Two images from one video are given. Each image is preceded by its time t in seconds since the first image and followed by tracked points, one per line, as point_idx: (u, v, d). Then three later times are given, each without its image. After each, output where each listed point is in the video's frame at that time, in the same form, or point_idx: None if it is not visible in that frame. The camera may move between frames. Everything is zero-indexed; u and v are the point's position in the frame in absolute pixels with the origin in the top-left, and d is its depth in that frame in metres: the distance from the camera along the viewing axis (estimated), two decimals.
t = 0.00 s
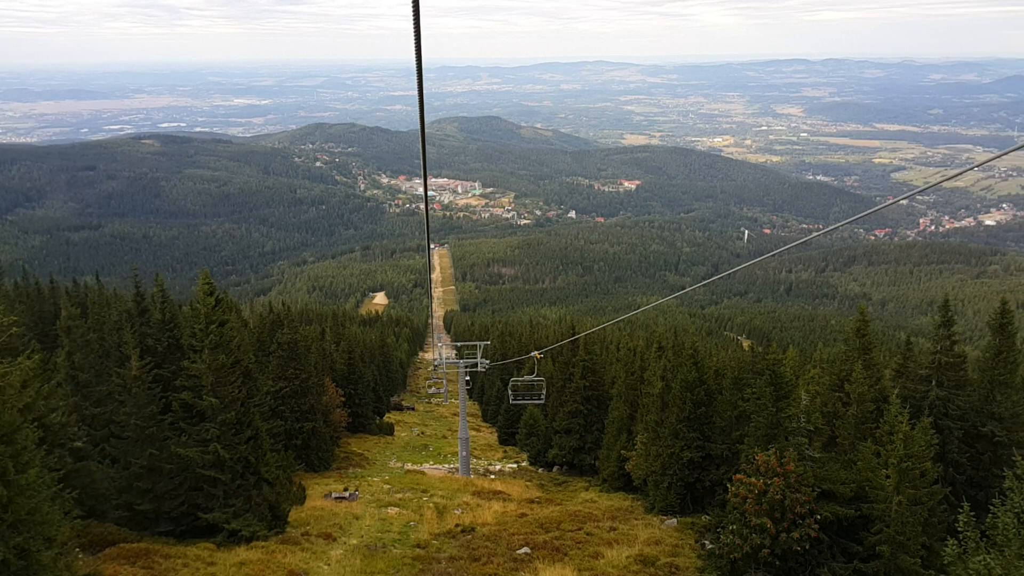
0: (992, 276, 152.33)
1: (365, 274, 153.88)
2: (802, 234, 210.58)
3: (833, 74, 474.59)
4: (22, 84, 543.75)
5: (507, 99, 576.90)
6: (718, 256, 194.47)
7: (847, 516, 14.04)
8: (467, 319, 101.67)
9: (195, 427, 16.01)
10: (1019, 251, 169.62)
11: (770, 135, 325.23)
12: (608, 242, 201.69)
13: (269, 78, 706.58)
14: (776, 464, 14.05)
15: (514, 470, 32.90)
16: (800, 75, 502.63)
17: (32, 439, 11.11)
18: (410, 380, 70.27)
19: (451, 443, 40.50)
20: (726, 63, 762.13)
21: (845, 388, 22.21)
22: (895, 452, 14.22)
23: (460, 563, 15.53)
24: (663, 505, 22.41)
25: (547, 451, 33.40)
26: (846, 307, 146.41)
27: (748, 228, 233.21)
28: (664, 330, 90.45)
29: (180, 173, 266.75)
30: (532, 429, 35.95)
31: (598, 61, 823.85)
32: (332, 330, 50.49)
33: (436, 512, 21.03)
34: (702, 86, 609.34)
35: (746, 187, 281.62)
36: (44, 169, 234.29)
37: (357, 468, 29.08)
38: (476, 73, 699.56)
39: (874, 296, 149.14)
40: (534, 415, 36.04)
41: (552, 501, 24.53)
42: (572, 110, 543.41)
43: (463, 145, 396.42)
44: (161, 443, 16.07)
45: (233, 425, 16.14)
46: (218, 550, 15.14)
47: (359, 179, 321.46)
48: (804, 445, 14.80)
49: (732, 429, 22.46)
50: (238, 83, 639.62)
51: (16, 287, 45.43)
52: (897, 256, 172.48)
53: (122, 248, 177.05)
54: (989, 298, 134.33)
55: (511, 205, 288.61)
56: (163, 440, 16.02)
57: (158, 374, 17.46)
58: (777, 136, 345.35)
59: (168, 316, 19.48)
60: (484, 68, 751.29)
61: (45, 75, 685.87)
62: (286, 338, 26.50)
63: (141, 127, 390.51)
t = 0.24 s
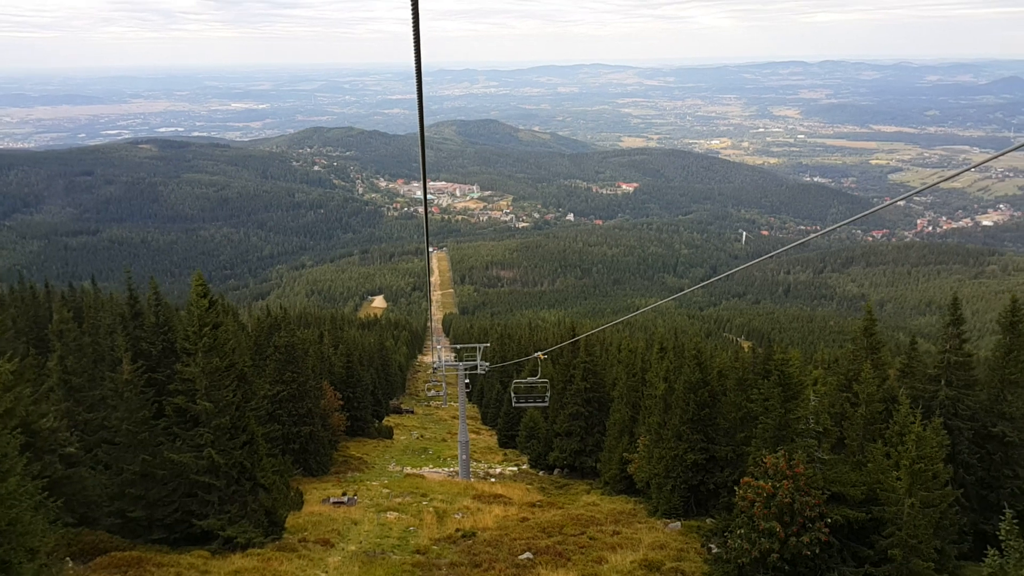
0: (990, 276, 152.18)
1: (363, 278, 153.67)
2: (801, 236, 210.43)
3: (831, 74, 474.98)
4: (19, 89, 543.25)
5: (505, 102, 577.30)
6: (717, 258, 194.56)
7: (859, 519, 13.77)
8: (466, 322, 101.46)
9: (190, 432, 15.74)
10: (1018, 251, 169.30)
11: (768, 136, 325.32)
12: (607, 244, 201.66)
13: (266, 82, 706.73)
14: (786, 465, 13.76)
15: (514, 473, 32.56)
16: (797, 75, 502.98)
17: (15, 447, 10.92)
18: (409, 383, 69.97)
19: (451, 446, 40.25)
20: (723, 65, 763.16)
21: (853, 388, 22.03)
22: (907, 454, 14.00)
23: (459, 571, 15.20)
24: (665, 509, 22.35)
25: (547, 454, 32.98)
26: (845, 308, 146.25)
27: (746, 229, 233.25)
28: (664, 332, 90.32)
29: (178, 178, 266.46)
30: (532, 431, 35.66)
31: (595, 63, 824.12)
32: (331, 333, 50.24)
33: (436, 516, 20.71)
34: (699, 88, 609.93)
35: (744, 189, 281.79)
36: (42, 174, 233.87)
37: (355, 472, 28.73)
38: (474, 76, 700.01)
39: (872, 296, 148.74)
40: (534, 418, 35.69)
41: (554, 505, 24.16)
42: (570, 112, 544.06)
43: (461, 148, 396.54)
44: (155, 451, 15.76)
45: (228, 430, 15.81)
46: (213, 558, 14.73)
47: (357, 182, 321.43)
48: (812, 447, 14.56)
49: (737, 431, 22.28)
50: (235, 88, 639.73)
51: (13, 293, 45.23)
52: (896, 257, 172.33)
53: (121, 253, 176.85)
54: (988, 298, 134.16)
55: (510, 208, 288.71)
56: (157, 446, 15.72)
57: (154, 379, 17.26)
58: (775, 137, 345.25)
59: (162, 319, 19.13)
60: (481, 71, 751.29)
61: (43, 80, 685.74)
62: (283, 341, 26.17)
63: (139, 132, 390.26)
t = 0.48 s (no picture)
0: (989, 276, 152.33)
1: (361, 281, 153.26)
2: (798, 236, 210.54)
3: (827, 74, 475.57)
4: (14, 94, 541.60)
5: (501, 104, 577.28)
6: (715, 258, 194.37)
7: (868, 521, 13.60)
8: (464, 325, 101.20)
9: (183, 436, 15.45)
10: (1016, 250, 169.20)
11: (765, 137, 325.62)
12: (604, 246, 201.32)
13: (262, 85, 705.69)
14: (793, 468, 13.56)
15: (513, 476, 32.27)
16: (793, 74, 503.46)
17: None
18: (407, 386, 69.62)
19: (449, 449, 39.95)
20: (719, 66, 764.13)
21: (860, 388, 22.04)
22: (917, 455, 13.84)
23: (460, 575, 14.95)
24: (668, 511, 22.14)
25: (547, 456, 32.71)
26: (844, 309, 146.06)
27: (744, 230, 233.17)
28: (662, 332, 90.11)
29: (175, 181, 265.85)
30: (531, 433, 35.40)
31: (591, 64, 824.40)
32: (329, 336, 49.92)
33: (435, 519, 20.43)
34: (695, 89, 610.33)
35: (741, 189, 281.81)
36: (39, 178, 233.11)
37: (353, 476, 28.48)
38: (470, 78, 699.81)
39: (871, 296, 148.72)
40: (533, 420, 35.39)
41: (554, 508, 23.85)
42: (566, 114, 544.29)
43: (458, 150, 396.40)
44: (148, 455, 15.49)
45: (223, 434, 15.48)
46: (208, 564, 14.42)
47: (354, 185, 321.13)
48: (820, 449, 14.38)
49: (739, 432, 22.19)
50: (231, 91, 638.48)
51: (7, 297, 44.87)
52: (894, 257, 172.21)
53: (117, 257, 176.31)
54: (987, 298, 134.04)
55: (507, 210, 288.66)
56: (151, 451, 15.43)
57: (149, 383, 16.99)
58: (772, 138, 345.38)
59: (156, 322, 18.87)
60: (477, 72, 751.08)
61: (37, 84, 683.29)
62: (280, 344, 25.91)
63: (135, 136, 389.43)
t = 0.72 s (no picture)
0: (994, 275, 151.05)
1: (362, 280, 152.98)
2: (800, 236, 209.83)
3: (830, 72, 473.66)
4: (19, 95, 542.94)
5: (503, 103, 576.88)
6: (717, 258, 193.80)
7: (885, 527, 13.29)
8: (465, 325, 100.90)
9: (180, 435, 15.14)
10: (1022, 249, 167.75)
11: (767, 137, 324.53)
12: (605, 245, 200.75)
13: (264, 85, 706.50)
14: (810, 471, 13.32)
15: (514, 477, 31.90)
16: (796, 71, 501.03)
17: None
18: (407, 385, 69.27)
19: (449, 449, 39.54)
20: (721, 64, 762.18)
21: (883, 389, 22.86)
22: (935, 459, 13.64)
23: None
24: (674, 513, 21.81)
25: (549, 457, 32.34)
26: (848, 309, 145.17)
27: (746, 229, 232.39)
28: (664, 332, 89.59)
29: (178, 181, 265.81)
30: (532, 433, 35.06)
31: (594, 62, 822.26)
32: (328, 335, 49.61)
33: (434, 522, 20.07)
34: (697, 87, 608.64)
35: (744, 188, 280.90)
36: (45, 178, 232.87)
37: (353, 475, 28.16)
38: (471, 78, 699.33)
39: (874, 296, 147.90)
40: (534, 420, 35.03)
41: (556, 510, 23.47)
42: (568, 113, 543.57)
43: (459, 150, 396.06)
44: (145, 455, 15.18)
45: (221, 433, 15.16)
46: (204, 566, 14.06)
47: (355, 184, 320.85)
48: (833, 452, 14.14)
49: (748, 434, 22.01)
50: (233, 91, 638.90)
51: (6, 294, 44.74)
52: (898, 256, 171.04)
53: (120, 255, 176.38)
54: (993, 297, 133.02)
55: (508, 209, 288.36)
56: (148, 452, 15.11)
57: (149, 382, 16.75)
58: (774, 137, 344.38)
59: (154, 319, 18.60)
60: (479, 72, 750.12)
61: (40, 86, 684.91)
62: (279, 341, 25.59)
63: (138, 135, 389.82)
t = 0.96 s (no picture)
0: None
1: (390, 281, 153.86)
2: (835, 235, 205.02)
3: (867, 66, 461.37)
4: (58, 100, 559.42)
5: (530, 104, 576.47)
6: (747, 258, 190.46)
7: (934, 537, 12.69)
8: (493, 325, 100.79)
9: (206, 435, 14.98)
10: None
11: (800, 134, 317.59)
12: (634, 246, 198.87)
13: (294, 89, 716.95)
14: (852, 475, 12.69)
15: (543, 480, 31.37)
16: (832, 67, 489.71)
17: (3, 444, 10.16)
18: (435, 386, 69.25)
19: (477, 450, 39.18)
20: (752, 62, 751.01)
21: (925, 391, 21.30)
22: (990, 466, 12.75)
23: None
24: (708, 519, 21.11)
25: (578, 459, 31.77)
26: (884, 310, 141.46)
27: (778, 229, 228.17)
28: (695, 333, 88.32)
29: (209, 184, 270.97)
30: (561, 435, 34.54)
31: (623, 61, 815.73)
32: (358, 336, 49.81)
33: (462, 525, 19.67)
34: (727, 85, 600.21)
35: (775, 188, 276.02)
36: (79, 181, 239.46)
37: (381, 476, 28.01)
38: (499, 78, 700.10)
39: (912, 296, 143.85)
40: (563, 423, 34.50)
41: (586, 514, 22.94)
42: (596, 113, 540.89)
43: (486, 150, 396.85)
44: (170, 455, 15.06)
45: (245, 433, 14.94)
46: (228, 568, 13.89)
47: (383, 185, 323.43)
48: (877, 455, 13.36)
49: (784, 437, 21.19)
50: (264, 95, 649.52)
51: (45, 296, 45.84)
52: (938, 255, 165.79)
53: (153, 257, 180.33)
54: None
55: (536, 210, 287.99)
56: (173, 451, 15.02)
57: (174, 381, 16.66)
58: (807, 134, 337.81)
59: (183, 319, 18.64)
60: (507, 73, 750.77)
61: (79, 91, 704.44)
62: (307, 342, 25.57)
63: (172, 139, 398.60)
